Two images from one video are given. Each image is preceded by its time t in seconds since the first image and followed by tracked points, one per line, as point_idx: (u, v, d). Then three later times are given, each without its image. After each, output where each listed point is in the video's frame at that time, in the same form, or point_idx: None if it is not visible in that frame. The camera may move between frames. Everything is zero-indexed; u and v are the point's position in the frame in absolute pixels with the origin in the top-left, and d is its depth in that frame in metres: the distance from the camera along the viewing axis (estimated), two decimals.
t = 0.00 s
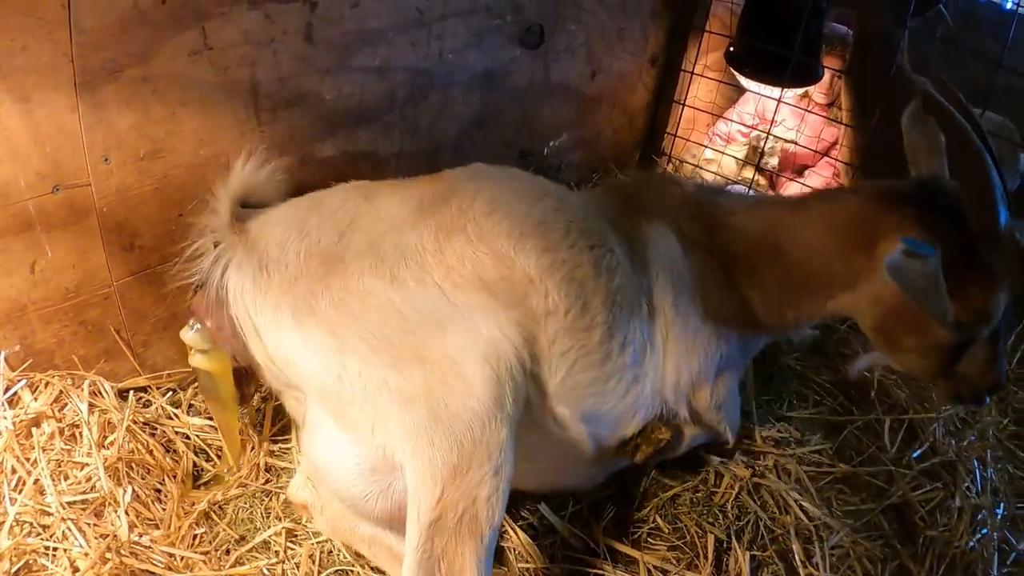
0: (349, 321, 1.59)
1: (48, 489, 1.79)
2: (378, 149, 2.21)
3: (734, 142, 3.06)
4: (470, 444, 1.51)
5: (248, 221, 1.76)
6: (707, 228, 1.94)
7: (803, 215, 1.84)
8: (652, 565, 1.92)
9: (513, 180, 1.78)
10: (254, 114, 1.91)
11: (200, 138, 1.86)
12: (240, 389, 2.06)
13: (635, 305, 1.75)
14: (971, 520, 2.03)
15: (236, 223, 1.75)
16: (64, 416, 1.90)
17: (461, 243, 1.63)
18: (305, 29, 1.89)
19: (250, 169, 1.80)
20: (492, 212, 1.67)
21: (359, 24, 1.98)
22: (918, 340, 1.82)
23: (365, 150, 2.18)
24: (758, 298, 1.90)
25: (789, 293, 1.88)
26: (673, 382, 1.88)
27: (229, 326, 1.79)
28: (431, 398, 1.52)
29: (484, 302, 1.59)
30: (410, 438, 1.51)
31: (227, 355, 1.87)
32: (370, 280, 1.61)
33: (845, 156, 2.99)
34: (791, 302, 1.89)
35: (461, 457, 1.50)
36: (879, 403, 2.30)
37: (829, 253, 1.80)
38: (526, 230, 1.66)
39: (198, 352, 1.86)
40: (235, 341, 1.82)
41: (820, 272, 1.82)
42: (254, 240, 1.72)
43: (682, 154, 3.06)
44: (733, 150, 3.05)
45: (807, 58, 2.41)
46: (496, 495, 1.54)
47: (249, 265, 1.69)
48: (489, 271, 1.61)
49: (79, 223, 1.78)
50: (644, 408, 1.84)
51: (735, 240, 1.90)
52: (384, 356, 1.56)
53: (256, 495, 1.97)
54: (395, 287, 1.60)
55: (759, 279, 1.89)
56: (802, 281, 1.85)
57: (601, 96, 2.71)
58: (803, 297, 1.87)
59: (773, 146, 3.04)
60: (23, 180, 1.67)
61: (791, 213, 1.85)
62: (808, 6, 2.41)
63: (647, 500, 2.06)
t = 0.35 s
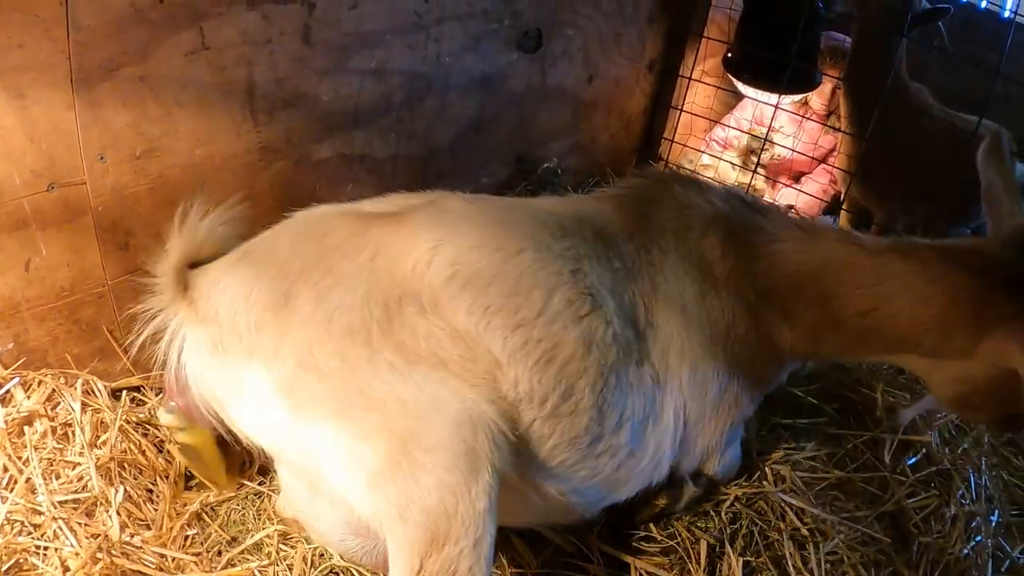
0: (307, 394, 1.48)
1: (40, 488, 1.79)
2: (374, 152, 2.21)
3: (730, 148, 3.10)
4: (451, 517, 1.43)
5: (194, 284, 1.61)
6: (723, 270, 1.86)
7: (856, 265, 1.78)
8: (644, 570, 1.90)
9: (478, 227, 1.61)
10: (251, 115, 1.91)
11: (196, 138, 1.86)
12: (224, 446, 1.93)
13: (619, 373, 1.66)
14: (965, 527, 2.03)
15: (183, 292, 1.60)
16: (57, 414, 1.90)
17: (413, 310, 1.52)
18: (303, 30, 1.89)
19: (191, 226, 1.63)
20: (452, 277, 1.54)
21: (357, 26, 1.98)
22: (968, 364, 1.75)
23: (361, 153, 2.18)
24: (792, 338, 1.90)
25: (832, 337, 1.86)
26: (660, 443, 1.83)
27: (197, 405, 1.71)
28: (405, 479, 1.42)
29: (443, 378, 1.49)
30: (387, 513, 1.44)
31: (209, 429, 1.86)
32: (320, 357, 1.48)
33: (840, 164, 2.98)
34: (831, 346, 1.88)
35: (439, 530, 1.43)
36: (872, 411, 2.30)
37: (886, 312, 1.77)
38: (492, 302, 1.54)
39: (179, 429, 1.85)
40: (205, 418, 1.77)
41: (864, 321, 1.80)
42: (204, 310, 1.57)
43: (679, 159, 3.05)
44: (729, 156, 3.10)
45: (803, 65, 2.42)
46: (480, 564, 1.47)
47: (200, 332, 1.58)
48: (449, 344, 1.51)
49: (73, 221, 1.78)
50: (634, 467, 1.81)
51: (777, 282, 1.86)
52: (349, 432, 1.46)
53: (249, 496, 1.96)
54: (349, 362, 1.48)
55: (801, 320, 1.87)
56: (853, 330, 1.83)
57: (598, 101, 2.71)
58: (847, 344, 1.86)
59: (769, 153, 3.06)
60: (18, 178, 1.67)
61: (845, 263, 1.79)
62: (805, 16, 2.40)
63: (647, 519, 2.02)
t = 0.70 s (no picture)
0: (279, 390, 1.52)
1: (52, 463, 1.79)
2: (390, 141, 2.23)
3: (738, 150, 3.14)
4: (413, 517, 1.47)
5: (179, 276, 1.67)
6: (724, 248, 1.87)
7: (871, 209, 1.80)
8: (652, 558, 1.91)
9: (448, 220, 1.61)
10: (272, 100, 1.93)
11: (217, 120, 1.87)
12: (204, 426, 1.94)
13: (593, 371, 1.65)
14: (967, 524, 2.05)
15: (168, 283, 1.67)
16: (70, 391, 1.91)
17: (376, 305, 1.52)
18: (325, 18, 1.91)
19: (165, 228, 1.75)
20: (420, 273, 1.55)
21: (377, 16, 2.00)
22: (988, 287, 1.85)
23: (377, 142, 2.20)
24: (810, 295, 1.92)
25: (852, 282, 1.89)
26: (651, 437, 1.80)
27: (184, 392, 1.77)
28: (372, 477, 1.47)
29: (408, 372, 1.50)
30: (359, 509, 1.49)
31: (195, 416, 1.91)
32: (293, 353, 1.50)
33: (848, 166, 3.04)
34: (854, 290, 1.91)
35: (403, 529, 1.47)
36: (874, 411, 2.34)
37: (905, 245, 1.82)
38: (460, 297, 1.55)
39: (167, 415, 1.91)
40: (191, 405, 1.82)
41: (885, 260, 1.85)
42: (190, 305, 1.62)
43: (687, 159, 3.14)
44: (737, 158, 3.14)
45: (812, 69, 2.46)
46: (448, 560, 1.51)
47: (186, 324, 1.63)
48: (409, 337, 1.52)
49: (94, 199, 1.78)
50: (625, 463, 1.80)
51: (788, 248, 1.88)
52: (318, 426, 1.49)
53: (261, 478, 1.97)
54: (318, 357, 1.49)
55: (815, 278, 1.89)
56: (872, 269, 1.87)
57: (609, 100, 2.76)
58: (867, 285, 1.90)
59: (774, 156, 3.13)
60: (40, 153, 1.66)
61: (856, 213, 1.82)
62: (814, 19, 2.45)
63: (661, 512, 2.03)
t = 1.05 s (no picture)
0: (331, 331, 1.53)
1: (50, 451, 1.78)
2: (395, 135, 2.23)
3: (738, 152, 3.16)
4: (446, 467, 1.47)
5: (222, 226, 1.72)
6: (725, 239, 2.08)
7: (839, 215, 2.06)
8: (651, 554, 1.91)
9: (496, 184, 1.72)
10: (278, 92, 1.93)
11: (223, 111, 1.87)
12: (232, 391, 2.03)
13: (639, 315, 1.72)
14: (965, 525, 2.05)
15: (211, 230, 1.72)
16: (69, 378, 1.90)
17: (441, 254, 1.58)
18: (333, 11, 1.91)
19: (216, 176, 1.81)
20: (479, 221, 1.62)
21: (385, 11, 2.01)
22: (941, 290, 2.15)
23: (382, 136, 2.20)
24: (784, 287, 2.17)
25: (819, 276, 2.15)
26: (675, 392, 1.86)
27: (217, 335, 1.75)
28: (414, 423, 1.46)
29: (469, 313, 1.53)
30: (387, 462, 1.47)
31: (219, 362, 1.84)
32: (348, 294, 1.54)
33: (848, 171, 3.06)
34: (819, 285, 2.18)
35: (433, 479, 1.47)
36: (872, 412, 2.35)
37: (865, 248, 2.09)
38: (516, 240, 1.62)
39: (190, 358, 1.83)
40: (223, 351, 1.78)
41: (853, 250, 2.09)
42: (236, 252, 1.65)
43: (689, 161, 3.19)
44: (736, 161, 3.16)
45: (815, 72, 2.47)
46: (467, 518, 1.51)
47: (226, 271, 1.66)
48: (472, 280, 1.57)
49: (98, 186, 1.78)
50: (650, 418, 1.84)
51: (773, 232, 2.12)
52: (366, 372, 1.49)
53: (260, 469, 1.97)
54: (372, 300, 1.53)
55: (789, 270, 2.14)
56: (838, 264, 2.12)
57: (612, 100, 2.79)
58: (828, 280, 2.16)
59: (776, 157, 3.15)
60: (45, 138, 1.65)
61: (831, 217, 2.07)
62: (817, 22, 2.47)
63: (668, 511, 2.00)
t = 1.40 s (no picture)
0: (323, 320, 1.54)
1: (35, 451, 1.77)
2: (386, 136, 2.23)
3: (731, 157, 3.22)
4: (432, 461, 1.46)
5: (221, 218, 1.73)
6: (712, 242, 2.09)
7: (829, 229, 2.11)
8: (641, 559, 1.90)
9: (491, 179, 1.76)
10: (269, 91, 1.93)
11: (214, 110, 1.86)
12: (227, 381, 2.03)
13: (626, 306, 1.77)
14: (956, 531, 2.05)
15: (211, 221, 1.73)
16: (56, 378, 1.89)
17: (432, 243, 1.62)
18: (325, 11, 1.91)
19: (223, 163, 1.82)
20: (474, 210, 1.66)
21: (377, 12, 2.01)
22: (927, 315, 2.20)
23: (374, 137, 2.20)
24: (773, 297, 2.18)
25: (807, 288, 2.17)
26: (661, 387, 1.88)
27: (208, 321, 1.74)
28: (398, 413, 1.46)
29: (455, 302, 1.58)
30: (373, 456, 1.46)
31: (210, 351, 1.84)
32: (337, 279, 1.57)
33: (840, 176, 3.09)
34: (807, 297, 2.19)
35: (422, 476, 1.45)
36: (864, 417, 2.34)
37: (851, 261, 2.12)
38: (510, 230, 1.66)
39: (183, 347, 1.83)
40: (216, 337, 1.77)
41: (840, 266, 2.13)
42: (230, 239, 1.67)
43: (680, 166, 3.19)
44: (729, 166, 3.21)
45: (807, 76, 2.48)
46: (459, 515, 1.48)
47: (218, 263, 1.67)
48: (462, 271, 1.61)
49: (87, 185, 1.76)
50: (636, 414, 1.86)
51: (765, 244, 2.13)
52: (351, 362, 1.50)
53: (247, 471, 1.96)
54: (362, 287, 1.56)
55: (779, 279, 2.15)
56: (826, 277, 2.15)
57: (605, 103, 2.79)
58: (817, 292, 2.18)
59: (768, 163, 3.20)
60: (35, 136, 1.64)
61: (824, 229, 2.11)
62: (812, 26, 2.48)
63: (656, 518, 1.98)
